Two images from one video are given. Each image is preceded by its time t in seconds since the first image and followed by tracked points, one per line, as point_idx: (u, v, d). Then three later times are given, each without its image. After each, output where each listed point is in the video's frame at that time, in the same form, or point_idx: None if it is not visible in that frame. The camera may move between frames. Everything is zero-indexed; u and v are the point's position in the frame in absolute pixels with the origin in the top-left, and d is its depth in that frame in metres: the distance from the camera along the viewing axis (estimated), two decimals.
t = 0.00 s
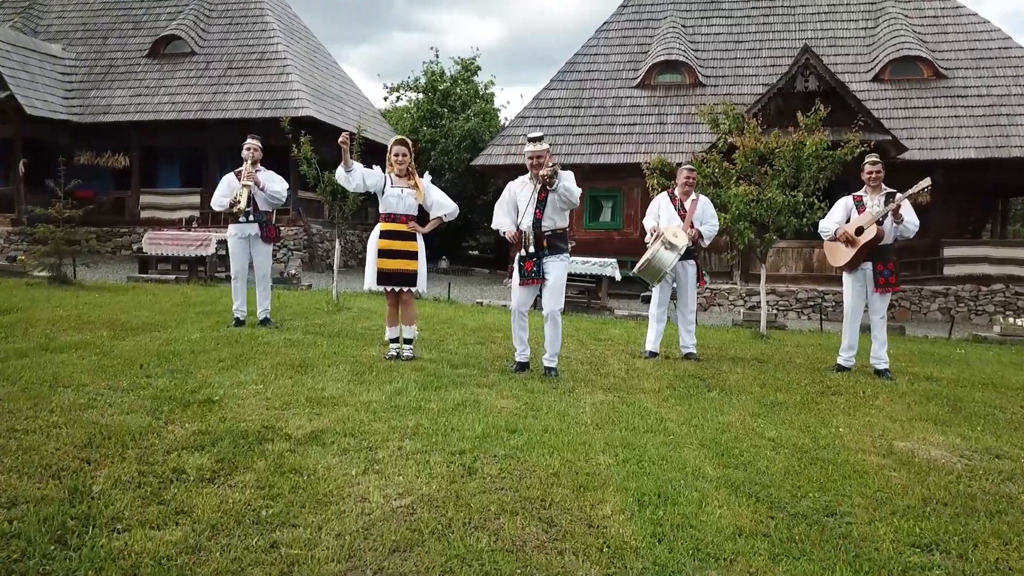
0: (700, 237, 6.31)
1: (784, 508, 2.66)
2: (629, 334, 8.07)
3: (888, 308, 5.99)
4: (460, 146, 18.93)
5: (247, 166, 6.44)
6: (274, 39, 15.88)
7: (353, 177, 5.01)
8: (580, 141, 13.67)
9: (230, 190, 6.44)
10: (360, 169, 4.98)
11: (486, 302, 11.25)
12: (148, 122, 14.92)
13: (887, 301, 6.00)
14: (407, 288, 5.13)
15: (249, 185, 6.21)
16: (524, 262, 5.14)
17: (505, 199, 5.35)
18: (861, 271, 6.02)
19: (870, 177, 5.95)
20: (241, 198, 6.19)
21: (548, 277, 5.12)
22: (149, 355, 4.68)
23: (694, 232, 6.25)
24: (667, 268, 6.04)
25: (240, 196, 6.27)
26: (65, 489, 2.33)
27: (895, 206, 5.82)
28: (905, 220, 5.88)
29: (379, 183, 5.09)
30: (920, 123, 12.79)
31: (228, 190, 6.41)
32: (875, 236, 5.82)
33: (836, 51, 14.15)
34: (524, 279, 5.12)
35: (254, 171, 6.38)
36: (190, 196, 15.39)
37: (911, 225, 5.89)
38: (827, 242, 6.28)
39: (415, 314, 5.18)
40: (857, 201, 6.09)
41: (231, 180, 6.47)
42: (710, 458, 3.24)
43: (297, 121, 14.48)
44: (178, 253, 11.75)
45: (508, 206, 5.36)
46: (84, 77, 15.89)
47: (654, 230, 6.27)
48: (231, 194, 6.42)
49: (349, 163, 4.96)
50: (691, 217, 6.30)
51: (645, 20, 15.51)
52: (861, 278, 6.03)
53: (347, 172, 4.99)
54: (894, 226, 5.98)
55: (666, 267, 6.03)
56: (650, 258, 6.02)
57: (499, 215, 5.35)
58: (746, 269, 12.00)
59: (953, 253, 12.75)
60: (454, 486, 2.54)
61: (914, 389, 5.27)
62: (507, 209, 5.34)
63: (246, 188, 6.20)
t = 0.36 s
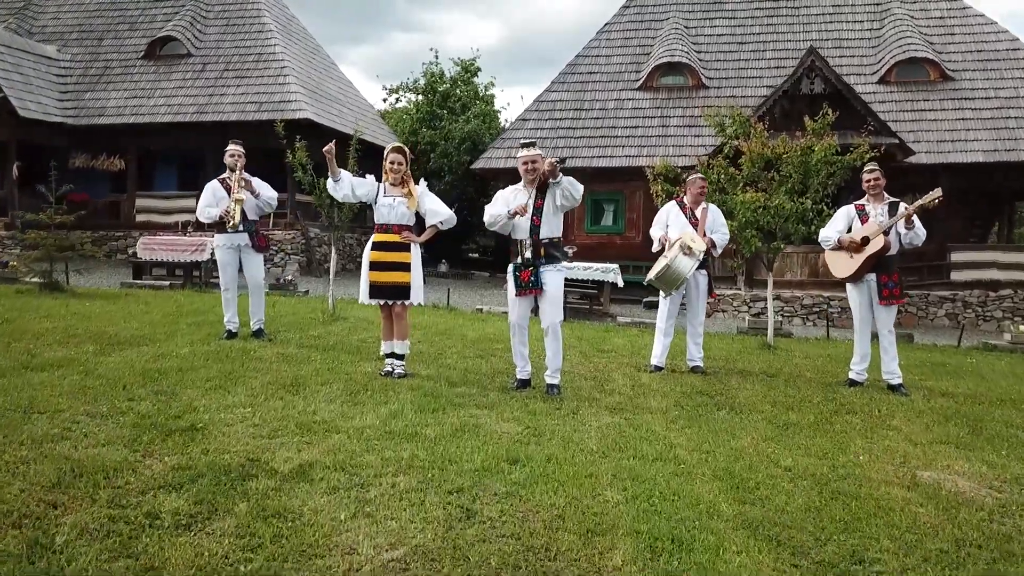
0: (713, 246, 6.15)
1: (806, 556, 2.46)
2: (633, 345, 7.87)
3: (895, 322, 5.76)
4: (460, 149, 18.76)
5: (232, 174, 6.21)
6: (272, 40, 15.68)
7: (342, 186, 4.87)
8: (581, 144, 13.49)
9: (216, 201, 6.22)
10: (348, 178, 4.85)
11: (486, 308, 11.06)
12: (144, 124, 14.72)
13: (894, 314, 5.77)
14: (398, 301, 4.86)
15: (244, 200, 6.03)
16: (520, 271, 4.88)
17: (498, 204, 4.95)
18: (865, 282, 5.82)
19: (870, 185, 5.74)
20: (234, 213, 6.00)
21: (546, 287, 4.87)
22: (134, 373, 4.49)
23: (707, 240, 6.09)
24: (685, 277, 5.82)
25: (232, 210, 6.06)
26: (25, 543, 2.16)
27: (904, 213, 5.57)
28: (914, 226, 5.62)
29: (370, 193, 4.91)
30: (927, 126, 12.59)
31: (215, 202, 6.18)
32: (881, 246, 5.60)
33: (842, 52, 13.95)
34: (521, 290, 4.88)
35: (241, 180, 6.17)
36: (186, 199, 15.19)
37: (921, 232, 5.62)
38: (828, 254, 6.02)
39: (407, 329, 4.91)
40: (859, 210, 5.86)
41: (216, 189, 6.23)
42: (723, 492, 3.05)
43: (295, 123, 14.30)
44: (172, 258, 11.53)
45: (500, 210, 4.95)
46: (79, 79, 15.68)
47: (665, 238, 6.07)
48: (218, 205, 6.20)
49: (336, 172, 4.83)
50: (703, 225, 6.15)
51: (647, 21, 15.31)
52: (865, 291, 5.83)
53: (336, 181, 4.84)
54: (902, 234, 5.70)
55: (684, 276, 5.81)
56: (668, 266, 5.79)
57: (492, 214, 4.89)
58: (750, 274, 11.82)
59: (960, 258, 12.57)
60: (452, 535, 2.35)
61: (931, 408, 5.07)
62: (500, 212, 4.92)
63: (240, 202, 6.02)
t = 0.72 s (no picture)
0: (724, 257, 5.96)
1: None
2: (636, 356, 7.71)
3: (902, 336, 5.48)
4: (459, 152, 18.61)
5: (221, 185, 6.06)
6: (269, 43, 15.52)
7: (334, 205, 4.79)
8: (583, 148, 13.33)
9: (206, 212, 6.05)
10: (340, 196, 4.77)
11: (485, 315, 10.90)
12: (140, 127, 14.55)
13: (901, 328, 5.49)
14: (394, 319, 4.69)
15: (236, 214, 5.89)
16: (513, 284, 4.60)
17: (489, 218, 4.74)
18: (868, 296, 5.59)
19: (870, 195, 5.55)
20: (227, 228, 5.87)
21: (541, 301, 4.59)
22: (120, 394, 4.34)
23: (717, 252, 5.89)
24: (695, 288, 5.63)
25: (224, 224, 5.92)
26: None
27: (908, 226, 5.33)
28: (918, 239, 5.35)
29: (362, 209, 4.83)
30: (933, 130, 12.43)
31: (205, 214, 6.01)
32: (883, 259, 5.37)
33: (846, 55, 13.78)
34: (514, 304, 4.61)
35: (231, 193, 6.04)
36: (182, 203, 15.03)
37: (924, 245, 5.34)
38: (829, 267, 5.80)
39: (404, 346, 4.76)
40: (860, 221, 5.63)
41: (206, 201, 6.04)
42: (736, 529, 2.89)
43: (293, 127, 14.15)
44: (167, 264, 11.34)
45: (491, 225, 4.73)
46: (74, 81, 15.52)
47: (674, 251, 5.92)
48: (209, 216, 6.03)
49: (325, 191, 4.77)
50: (713, 237, 5.96)
51: (649, 23, 15.14)
52: (869, 305, 5.61)
53: (329, 199, 4.77)
54: (906, 246, 5.42)
55: (694, 287, 5.62)
56: (676, 277, 5.61)
57: (482, 230, 4.66)
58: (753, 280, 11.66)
59: (966, 264, 12.41)
60: None
61: (945, 427, 4.90)
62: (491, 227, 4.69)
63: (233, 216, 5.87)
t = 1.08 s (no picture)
0: (722, 269, 5.80)
1: None
2: (639, 368, 7.58)
3: (911, 352, 5.31)
4: (459, 155, 18.48)
5: (219, 196, 5.94)
6: (268, 46, 15.38)
7: (329, 214, 4.46)
8: (584, 153, 13.20)
9: (202, 222, 5.94)
10: (336, 204, 4.46)
11: (486, 323, 10.77)
12: (136, 132, 14.41)
13: (910, 344, 5.31)
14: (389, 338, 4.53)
15: (226, 225, 5.74)
16: (510, 303, 4.42)
17: (484, 235, 4.56)
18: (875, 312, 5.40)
19: (874, 209, 5.40)
20: (217, 238, 5.71)
21: (539, 319, 4.42)
22: (108, 417, 4.19)
23: (714, 264, 5.73)
24: (689, 300, 5.45)
25: (216, 235, 5.78)
26: None
27: (916, 241, 5.14)
28: (925, 252, 5.15)
29: (357, 220, 4.52)
30: (939, 135, 12.28)
31: (201, 224, 5.91)
32: (891, 275, 5.19)
33: (850, 58, 13.64)
34: (512, 322, 4.42)
35: (226, 204, 5.90)
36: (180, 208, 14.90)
37: (933, 258, 5.15)
38: (832, 282, 5.56)
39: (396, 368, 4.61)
40: (863, 235, 5.47)
41: (203, 211, 5.95)
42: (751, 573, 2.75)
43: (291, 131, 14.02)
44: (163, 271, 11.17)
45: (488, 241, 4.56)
46: (71, 84, 15.37)
47: (671, 265, 5.77)
48: (204, 227, 5.93)
49: (325, 198, 4.43)
50: (709, 249, 5.80)
51: (651, 26, 14.99)
52: (874, 322, 5.43)
53: (324, 208, 4.44)
54: (913, 262, 5.23)
55: (689, 300, 5.44)
56: (671, 290, 5.45)
57: (481, 248, 4.51)
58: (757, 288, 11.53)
59: (972, 271, 12.27)
60: None
61: (959, 449, 4.76)
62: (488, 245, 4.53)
63: (223, 226, 5.72)
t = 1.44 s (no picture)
0: (714, 283, 5.63)
1: None
2: (643, 382, 7.46)
3: (921, 370, 5.19)
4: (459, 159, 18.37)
5: (220, 210, 5.81)
6: (266, 50, 15.27)
7: (321, 232, 4.41)
8: (585, 159, 13.08)
9: (203, 236, 5.82)
10: (328, 221, 4.40)
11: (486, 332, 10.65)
12: (134, 137, 14.29)
13: (919, 362, 5.19)
14: (387, 360, 4.42)
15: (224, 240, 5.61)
16: (511, 324, 4.27)
17: (482, 253, 4.44)
18: (883, 331, 5.28)
19: (881, 225, 5.30)
20: (216, 254, 5.59)
21: (542, 341, 4.28)
22: (98, 443, 4.08)
23: (705, 279, 5.59)
24: (681, 319, 5.31)
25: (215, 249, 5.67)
26: None
27: (927, 259, 5.05)
28: (936, 270, 5.03)
29: (353, 238, 4.45)
30: (943, 141, 12.17)
31: (201, 238, 5.79)
32: (903, 295, 5.08)
33: (854, 63, 13.52)
34: (512, 344, 4.27)
35: (227, 218, 5.77)
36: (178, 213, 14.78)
37: (942, 277, 5.04)
38: (839, 300, 5.44)
39: (395, 391, 4.47)
40: (870, 252, 5.35)
41: (205, 225, 5.83)
42: None
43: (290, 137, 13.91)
44: (160, 279, 11.05)
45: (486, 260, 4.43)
46: (68, 89, 15.25)
47: (662, 281, 5.64)
48: (205, 241, 5.81)
49: (314, 217, 4.37)
50: (700, 263, 5.66)
51: (653, 30, 14.86)
52: (883, 340, 5.28)
53: (317, 225, 4.40)
54: (922, 279, 5.12)
55: (680, 319, 5.32)
56: (661, 310, 5.32)
57: (479, 266, 4.37)
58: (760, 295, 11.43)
59: (977, 278, 12.15)
60: None
61: (972, 473, 4.65)
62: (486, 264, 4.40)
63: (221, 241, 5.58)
